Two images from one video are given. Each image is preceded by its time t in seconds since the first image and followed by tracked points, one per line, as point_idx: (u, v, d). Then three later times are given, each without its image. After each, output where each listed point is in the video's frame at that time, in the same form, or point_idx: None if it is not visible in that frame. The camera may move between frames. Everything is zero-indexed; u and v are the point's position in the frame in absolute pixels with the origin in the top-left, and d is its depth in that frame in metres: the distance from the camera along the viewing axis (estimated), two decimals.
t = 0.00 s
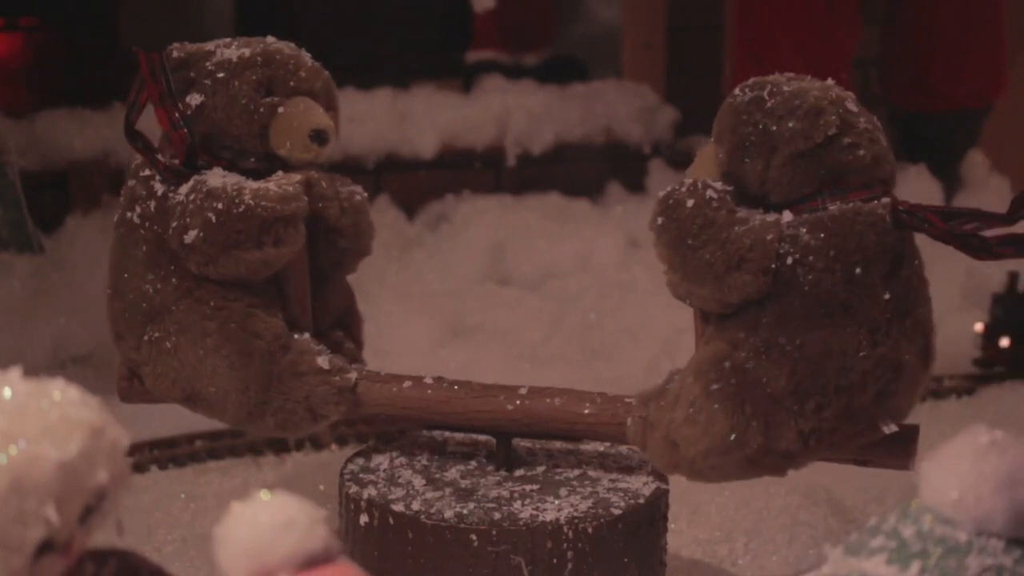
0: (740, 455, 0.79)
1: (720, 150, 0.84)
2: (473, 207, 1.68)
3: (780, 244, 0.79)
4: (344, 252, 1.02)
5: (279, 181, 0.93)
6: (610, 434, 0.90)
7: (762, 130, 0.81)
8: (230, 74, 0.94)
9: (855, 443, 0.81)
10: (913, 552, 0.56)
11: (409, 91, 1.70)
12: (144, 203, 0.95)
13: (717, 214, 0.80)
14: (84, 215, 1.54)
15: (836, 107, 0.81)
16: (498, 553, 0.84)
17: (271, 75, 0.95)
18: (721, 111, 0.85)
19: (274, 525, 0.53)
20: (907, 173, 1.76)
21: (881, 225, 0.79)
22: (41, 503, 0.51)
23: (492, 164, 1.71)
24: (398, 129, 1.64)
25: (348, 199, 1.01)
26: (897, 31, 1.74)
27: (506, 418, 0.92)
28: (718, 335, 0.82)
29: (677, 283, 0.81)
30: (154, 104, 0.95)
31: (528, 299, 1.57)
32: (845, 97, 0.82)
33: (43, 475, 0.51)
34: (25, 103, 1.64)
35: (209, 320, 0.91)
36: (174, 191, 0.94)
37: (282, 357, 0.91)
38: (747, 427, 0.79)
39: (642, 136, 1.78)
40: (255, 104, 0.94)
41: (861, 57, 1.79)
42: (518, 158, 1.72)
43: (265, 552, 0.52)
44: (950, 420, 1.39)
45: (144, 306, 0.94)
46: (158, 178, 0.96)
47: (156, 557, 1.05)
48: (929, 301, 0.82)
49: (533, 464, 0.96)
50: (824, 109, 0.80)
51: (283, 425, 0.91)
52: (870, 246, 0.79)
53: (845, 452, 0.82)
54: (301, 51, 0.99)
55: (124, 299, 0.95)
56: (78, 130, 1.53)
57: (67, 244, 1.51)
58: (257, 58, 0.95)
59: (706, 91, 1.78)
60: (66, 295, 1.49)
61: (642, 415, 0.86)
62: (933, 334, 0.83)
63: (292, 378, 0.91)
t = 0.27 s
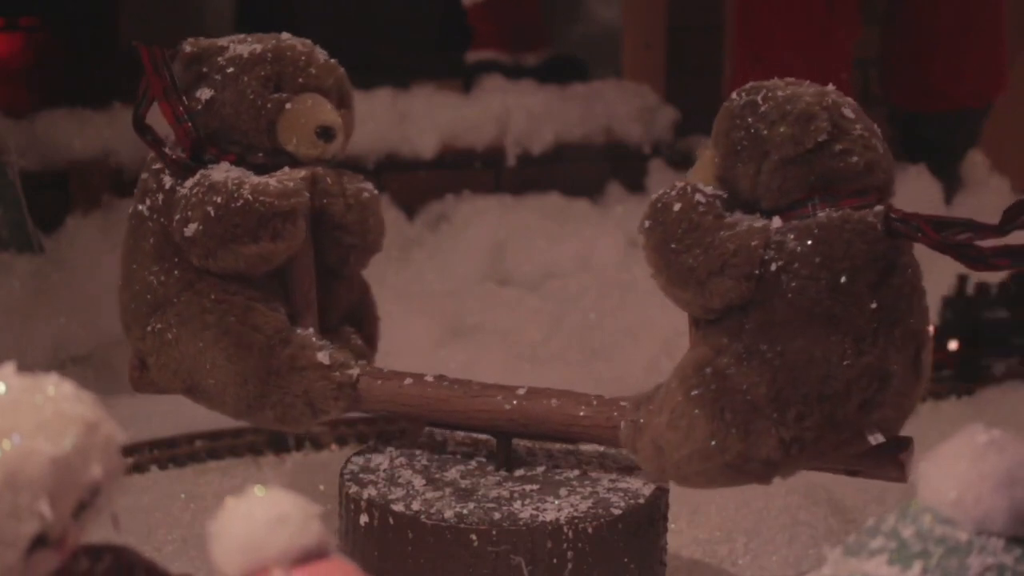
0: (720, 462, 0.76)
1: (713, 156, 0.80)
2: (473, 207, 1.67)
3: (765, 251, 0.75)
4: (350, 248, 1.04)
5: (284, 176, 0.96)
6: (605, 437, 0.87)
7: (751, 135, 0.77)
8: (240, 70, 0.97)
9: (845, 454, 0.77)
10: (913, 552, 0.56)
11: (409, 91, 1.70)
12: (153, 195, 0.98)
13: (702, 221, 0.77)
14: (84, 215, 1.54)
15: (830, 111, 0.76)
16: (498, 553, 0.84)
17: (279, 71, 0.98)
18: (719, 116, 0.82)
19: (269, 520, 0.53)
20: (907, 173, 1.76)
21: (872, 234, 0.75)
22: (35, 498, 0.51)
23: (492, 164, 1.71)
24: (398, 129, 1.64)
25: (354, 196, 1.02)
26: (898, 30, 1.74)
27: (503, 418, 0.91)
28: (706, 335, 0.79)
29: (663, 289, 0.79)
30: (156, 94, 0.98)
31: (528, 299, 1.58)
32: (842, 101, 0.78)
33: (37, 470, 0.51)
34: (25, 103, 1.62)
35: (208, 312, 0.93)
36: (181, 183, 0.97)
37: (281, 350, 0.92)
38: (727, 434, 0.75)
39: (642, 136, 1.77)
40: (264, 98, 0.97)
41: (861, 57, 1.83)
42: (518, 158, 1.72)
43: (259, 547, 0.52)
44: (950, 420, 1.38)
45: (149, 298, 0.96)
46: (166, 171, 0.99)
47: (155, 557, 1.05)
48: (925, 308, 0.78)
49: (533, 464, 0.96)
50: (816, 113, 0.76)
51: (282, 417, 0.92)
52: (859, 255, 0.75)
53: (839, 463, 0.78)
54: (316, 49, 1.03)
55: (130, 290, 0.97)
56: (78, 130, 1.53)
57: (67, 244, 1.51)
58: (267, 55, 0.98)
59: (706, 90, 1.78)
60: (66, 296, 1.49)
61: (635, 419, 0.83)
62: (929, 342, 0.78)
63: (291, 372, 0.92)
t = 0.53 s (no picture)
0: (699, 469, 0.76)
1: (706, 160, 0.79)
2: (473, 207, 1.67)
3: (747, 257, 0.74)
4: (358, 244, 1.04)
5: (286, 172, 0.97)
6: (598, 440, 0.86)
7: (740, 139, 0.76)
8: (250, 65, 0.98)
9: (828, 464, 0.76)
10: (914, 552, 0.56)
11: (409, 91, 1.70)
12: (166, 187, 1.01)
13: (686, 225, 0.76)
14: (84, 215, 1.54)
15: (821, 117, 0.75)
16: (498, 553, 0.84)
17: (290, 68, 0.98)
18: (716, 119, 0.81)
19: (263, 515, 0.53)
20: (907, 173, 1.76)
21: (860, 242, 0.73)
22: (29, 493, 0.51)
23: (492, 163, 1.71)
24: (398, 128, 1.64)
25: (363, 193, 1.02)
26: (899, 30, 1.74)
27: (504, 418, 0.91)
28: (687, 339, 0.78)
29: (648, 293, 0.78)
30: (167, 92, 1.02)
31: (528, 299, 1.58)
32: (836, 107, 0.76)
33: (31, 465, 0.51)
34: (25, 103, 1.61)
35: (210, 305, 0.96)
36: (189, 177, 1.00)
37: (283, 345, 0.94)
38: (703, 441, 0.75)
39: (641, 136, 1.76)
40: (272, 95, 0.98)
41: (861, 57, 1.85)
42: (518, 158, 1.71)
43: (253, 542, 0.53)
44: (950, 420, 1.38)
45: (157, 289, 0.98)
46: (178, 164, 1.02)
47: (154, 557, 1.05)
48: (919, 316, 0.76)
49: (533, 464, 0.96)
50: (805, 119, 0.74)
51: (284, 411, 0.94)
52: (843, 264, 0.73)
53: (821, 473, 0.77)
54: (332, 44, 1.02)
55: (142, 281, 1.00)
56: (77, 130, 1.54)
57: (67, 244, 1.51)
58: (279, 51, 0.98)
59: (706, 90, 1.78)
60: (66, 295, 1.48)
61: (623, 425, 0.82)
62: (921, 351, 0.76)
63: (291, 367, 0.94)
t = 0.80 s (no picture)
0: (676, 472, 0.76)
1: (697, 163, 0.79)
2: (473, 207, 1.67)
3: (727, 262, 0.74)
4: (366, 242, 1.03)
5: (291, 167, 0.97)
6: (591, 443, 0.86)
7: (726, 143, 0.76)
8: (262, 62, 0.99)
9: (807, 474, 0.75)
10: (914, 552, 0.56)
11: (409, 91, 1.70)
12: (179, 180, 1.02)
13: (668, 228, 0.77)
14: (84, 215, 1.54)
15: (808, 123, 0.74)
16: (498, 553, 0.83)
17: (302, 64, 0.99)
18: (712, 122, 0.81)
19: (258, 511, 0.53)
20: (907, 172, 1.76)
21: (845, 251, 0.73)
22: (23, 489, 0.51)
23: (492, 164, 1.71)
24: (397, 128, 1.64)
25: (372, 190, 1.02)
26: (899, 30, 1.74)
27: (502, 418, 0.91)
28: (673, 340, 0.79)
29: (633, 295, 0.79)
30: (175, 84, 1.03)
31: (528, 299, 1.58)
32: (828, 112, 0.76)
33: (25, 461, 0.51)
34: (25, 103, 1.62)
35: (216, 298, 0.95)
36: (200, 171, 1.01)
37: (287, 340, 0.95)
38: (677, 445, 0.75)
39: (641, 136, 1.76)
40: (284, 90, 0.98)
41: (862, 57, 1.87)
42: (518, 158, 1.71)
43: (248, 539, 0.53)
44: (950, 419, 1.38)
45: (167, 282, 0.98)
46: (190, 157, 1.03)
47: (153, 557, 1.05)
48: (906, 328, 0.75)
49: (533, 464, 0.96)
50: (791, 124, 0.74)
51: (286, 405, 0.95)
52: (824, 273, 0.73)
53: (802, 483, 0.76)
54: (348, 42, 1.03)
55: (154, 272, 1.00)
56: (77, 130, 1.54)
57: (67, 244, 1.51)
58: (293, 47, 0.99)
59: (706, 90, 1.78)
60: (66, 295, 1.47)
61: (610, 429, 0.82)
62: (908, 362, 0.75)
63: (296, 363, 0.94)
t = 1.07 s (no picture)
0: (650, 477, 0.75)
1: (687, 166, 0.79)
2: (473, 207, 1.67)
3: (703, 267, 0.74)
4: (376, 239, 1.04)
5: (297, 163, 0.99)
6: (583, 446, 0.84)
7: (710, 147, 0.75)
8: (278, 57, 1.01)
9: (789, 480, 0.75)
10: (914, 553, 0.56)
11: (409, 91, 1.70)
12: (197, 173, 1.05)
13: (649, 231, 0.77)
14: (84, 215, 1.54)
15: (791, 128, 0.73)
16: (498, 553, 0.83)
17: (317, 62, 1.00)
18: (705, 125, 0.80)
19: (251, 506, 0.53)
20: (907, 173, 1.77)
21: (823, 258, 0.73)
22: (17, 484, 0.51)
23: (492, 164, 1.71)
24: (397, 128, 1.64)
25: (383, 187, 1.03)
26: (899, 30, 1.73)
27: (496, 416, 0.90)
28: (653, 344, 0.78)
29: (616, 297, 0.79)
30: (188, 81, 1.06)
31: (528, 299, 1.58)
32: (814, 118, 0.75)
33: (18, 455, 0.51)
34: (25, 103, 1.62)
35: (223, 291, 0.97)
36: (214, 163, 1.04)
37: (292, 335, 0.96)
38: (651, 449, 0.75)
39: (642, 136, 1.76)
40: (298, 85, 1.00)
41: (862, 57, 1.87)
42: (518, 158, 1.71)
43: (242, 533, 0.53)
44: (950, 419, 1.38)
45: (180, 274, 1.00)
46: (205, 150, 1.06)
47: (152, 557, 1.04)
48: (886, 338, 0.75)
49: (534, 464, 0.96)
50: (773, 129, 0.73)
51: (291, 399, 0.96)
52: (799, 280, 0.72)
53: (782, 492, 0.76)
54: (366, 39, 1.04)
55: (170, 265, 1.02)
56: (77, 130, 1.54)
57: (67, 244, 1.51)
58: (309, 45, 1.01)
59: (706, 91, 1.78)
60: (65, 295, 1.47)
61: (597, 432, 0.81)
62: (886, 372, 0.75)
63: (303, 357, 0.96)
